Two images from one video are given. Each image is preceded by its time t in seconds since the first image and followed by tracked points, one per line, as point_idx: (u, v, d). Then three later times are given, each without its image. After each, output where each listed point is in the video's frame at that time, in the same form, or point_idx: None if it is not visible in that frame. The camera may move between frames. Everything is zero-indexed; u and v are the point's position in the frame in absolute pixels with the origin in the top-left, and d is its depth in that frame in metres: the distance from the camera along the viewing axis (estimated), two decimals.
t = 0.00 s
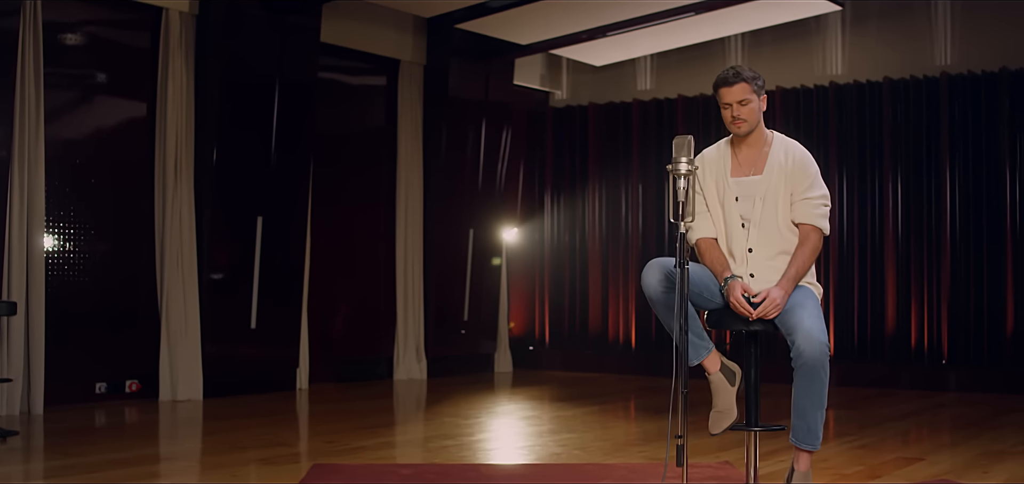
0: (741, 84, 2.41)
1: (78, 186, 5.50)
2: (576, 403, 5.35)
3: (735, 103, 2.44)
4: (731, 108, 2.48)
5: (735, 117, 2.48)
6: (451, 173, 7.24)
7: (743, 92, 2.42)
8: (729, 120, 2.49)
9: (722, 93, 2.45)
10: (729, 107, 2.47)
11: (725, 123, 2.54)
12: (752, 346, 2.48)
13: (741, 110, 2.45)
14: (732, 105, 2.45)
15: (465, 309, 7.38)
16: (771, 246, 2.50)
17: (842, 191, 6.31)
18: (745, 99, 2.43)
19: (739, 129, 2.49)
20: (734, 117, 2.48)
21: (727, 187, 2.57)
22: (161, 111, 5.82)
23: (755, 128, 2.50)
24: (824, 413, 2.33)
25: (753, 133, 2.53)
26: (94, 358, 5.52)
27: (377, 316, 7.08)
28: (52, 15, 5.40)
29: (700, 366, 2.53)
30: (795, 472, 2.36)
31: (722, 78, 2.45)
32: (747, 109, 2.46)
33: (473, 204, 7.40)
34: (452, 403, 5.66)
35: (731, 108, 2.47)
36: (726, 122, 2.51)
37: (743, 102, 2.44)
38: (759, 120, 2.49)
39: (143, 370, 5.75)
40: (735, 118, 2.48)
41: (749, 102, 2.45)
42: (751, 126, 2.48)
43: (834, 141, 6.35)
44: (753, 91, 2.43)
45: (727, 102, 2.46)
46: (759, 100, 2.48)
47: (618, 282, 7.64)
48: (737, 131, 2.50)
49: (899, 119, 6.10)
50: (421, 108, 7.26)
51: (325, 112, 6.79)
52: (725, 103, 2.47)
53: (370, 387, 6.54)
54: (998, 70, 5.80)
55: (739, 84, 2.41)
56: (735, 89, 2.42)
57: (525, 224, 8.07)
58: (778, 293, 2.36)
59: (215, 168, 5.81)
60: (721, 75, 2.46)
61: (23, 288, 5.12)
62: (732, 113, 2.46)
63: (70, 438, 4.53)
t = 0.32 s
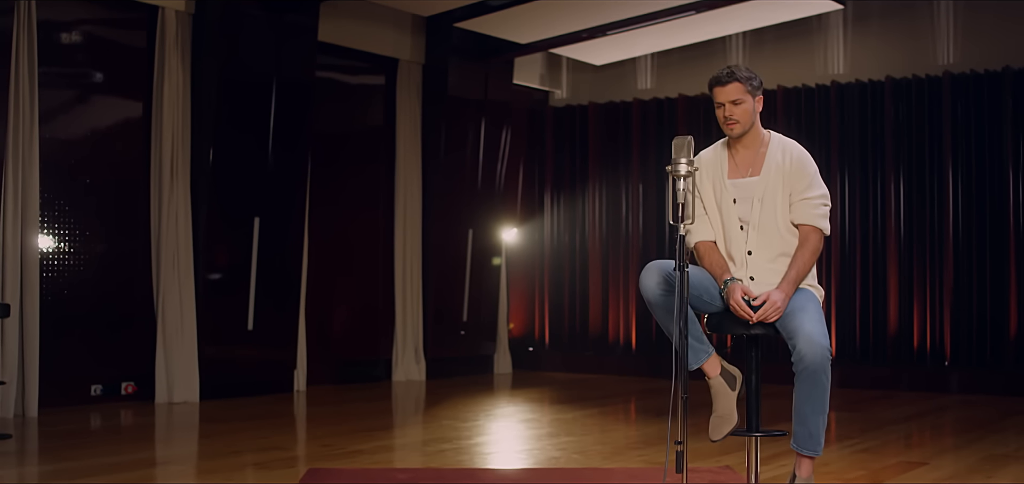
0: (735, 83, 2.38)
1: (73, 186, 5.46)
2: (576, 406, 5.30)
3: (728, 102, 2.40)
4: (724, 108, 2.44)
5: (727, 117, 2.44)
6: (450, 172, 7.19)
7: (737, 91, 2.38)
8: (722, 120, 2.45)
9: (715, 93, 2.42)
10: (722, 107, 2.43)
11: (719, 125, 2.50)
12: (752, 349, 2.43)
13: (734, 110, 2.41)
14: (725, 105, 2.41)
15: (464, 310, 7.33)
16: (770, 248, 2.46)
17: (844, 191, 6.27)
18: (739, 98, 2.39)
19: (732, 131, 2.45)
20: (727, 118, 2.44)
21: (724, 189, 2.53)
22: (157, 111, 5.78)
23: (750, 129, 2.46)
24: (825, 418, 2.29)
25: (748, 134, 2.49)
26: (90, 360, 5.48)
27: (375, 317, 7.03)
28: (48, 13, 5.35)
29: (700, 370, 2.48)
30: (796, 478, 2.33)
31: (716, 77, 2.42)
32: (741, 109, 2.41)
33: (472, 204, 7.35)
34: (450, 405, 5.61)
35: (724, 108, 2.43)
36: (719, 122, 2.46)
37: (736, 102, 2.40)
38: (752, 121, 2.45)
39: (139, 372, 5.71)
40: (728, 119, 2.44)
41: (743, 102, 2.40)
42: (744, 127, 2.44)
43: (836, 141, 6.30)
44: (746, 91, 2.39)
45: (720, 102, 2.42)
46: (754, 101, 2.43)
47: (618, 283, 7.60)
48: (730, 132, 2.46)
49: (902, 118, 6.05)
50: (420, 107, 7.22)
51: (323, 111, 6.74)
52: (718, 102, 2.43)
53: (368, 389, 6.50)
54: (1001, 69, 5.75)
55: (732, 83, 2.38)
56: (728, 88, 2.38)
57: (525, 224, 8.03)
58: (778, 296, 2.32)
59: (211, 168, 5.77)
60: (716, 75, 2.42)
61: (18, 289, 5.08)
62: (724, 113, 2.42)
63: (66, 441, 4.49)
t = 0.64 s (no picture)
0: (734, 85, 2.33)
1: (67, 188, 5.41)
2: (574, 410, 5.25)
3: (727, 103, 2.36)
4: (722, 109, 2.39)
5: (725, 119, 2.39)
6: (448, 174, 7.14)
7: (735, 93, 2.34)
8: (719, 122, 2.41)
9: (713, 94, 2.37)
10: (719, 108, 2.38)
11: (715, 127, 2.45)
12: (752, 356, 2.39)
13: (732, 111, 2.37)
14: (724, 106, 2.37)
15: (462, 312, 7.28)
16: (769, 253, 2.41)
17: (845, 193, 6.22)
18: (738, 100, 2.34)
19: (729, 133, 2.41)
20: (725, 120, 2.39)
21: (719, 193, 2.48)
22: (152, 112, 5.73)
23: (747, 132, 2.41)
24: (827, 426, 2.24)
25: (744, 136, 2.44)
26: (84, 363, 5.43)
27: (372, 319, 6.99)
28: (42, 13, 5.30)
29: (699, 378, 2.43)
30: None
31: (714, 78, 2.37)
32: (739, 111, 2.37)
33: (470, 205, 7.30)
34: (447, 409, 5.55)
35: (722, 109, 2.38)
36: (716, 123, 2.42)
37: (735, 104, 2.36)
38: (750, 124, 2.41)
39: (133, 376, 5.66)
40: (726, 120, 2.40)
41: (741, 104, 2.36)
42: (742, 130, 2.40)
43: (836, 142, 6.26)
44: (746, 93, 2.35)
45: (717, 104, 2.38)
46: (751, 103, 2.39)
47: (617, 286, 7.55)
48: (728, 134, 2.42)
49: (903, 119, 6.01)
50: (417, 109, 7.20)
51: (320, 112, 6.69)
52: (716, 103, 2.38)
53: (364, 392, 6.44)
54: (1003, 69, 5.71)
55: (731, 85, 2.34)
56: (726, 89, 2.34)
57: (523, 226, 7.99)
58: (779, 302, 2.27)
59: (206, 169, 5.72)
60: (714, 76, 2.38)
61: (10, 292, 5.03)
62: (723, 114, 2.38)
63: (59, 446, 4.44)
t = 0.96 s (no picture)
0: (730, 84, 2.31)
1: (57, 190, 5.35)
2: (569, 413, 5.21)
3: (724, 102, 2.32)
4: (719, 109, 2.36)
5: (723, 119, 2.35)
6: (442, 175, 7.09)
7: (731, 91, 2.31)
8: (717, 122, 2.37)
9: (709, 94, 2.34)
10: (717, 108, 2.35)
11: (712, 128, 2.41)
12: (750, 362, 2.37)
13: (730, 111, 2.33)
14: (720, 105, 2.33)
15: (457, 314, 7.23)
16: (767, 256, 2.37)
17: (841, 195, 6.19)
18: (734, 99, 2.31)
19: (727, 133, 2.36)
20: (722, 119, 2.35)
21: (716, 195, 2.43)
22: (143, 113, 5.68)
23: (745, 132, 2.37)
24: (829, 432, 2.19)
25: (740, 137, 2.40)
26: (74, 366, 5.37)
27: (366, 322, 6.94)
28: (32, 14, 5.24)
29: (696, 386, 2.40)
30: None
31: (710, 79, 2.35)
32: (736, 110, 2.34)
33: (465, 207, 7.25)
34: (441, 413, 5.51)
35: (719, 109, 2.34)
36: (713, 124, 2.38)
37: (732, 103, 2.32)
38: (748, 124, 2.37)
39: (124, 380, 5.61)
40: (724, 120, 2.35)
41: (738, 103, 2.33)
42: (740, 130, 2.35)
43: (833, 144, 6.23)
44: (742, 92, 2.32)
45: (714, 103, 2.34)
46: (748, 104, 2.36)
47: (613, 288, 7.51)
48: (725, 135, 2.37)
49: (901, 120, 5.97)
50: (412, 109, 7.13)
51: (313, 113, 6.64)
52: (713, 103, 2.34)
53: (358, 396, 6.40)
54: (1001, 70, 5.67)
55: (728, 84, 2.31)
56: (723, 89, 2.31)
57: (518, 228, 7.94)
58: (778, 307, 2.23)
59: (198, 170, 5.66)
60: (710, 77, 2.36)
61: None
62: (721, 114, 2.34)
63: (49, 451, 4.39)
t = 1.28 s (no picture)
0: (724, 80, 2.28)
1: (44, 189, 5.28)
2: (562, 416, 5.16)
3: (719, 98, 2.29)
4: (714, 106, 2.32)
5: (717, 116, 2.32)
6: (434, 175, 7.04)
7: (727, 87, 2.28)
8: (711, 120, 2.33)
9: (705, 90, 2.32)
10: (711, 104, 2.31)
11: (707, 127, 2.37)
12: (745, 366, 2.32)
13: (724, 107, 2.29)
14: (714, 101, 2.30)
15: (448, 314, 7.18)
16: (764, 258, 2.33)
17: (836, 195, 6.16)
18: (730, 94, 2.28)
19: (722, 130, 2.33)
20: (716, 116, 2.32)
21: (713, 196, 2.39)
22: (131, 111, 5.60)
23: (740, 130, 2.33)
24: (820, 436, 2.15)
25: (735, 136, 2.36)
26: (60, 368, 5.31)
27: (357, 323, 6.88)
28: (18, 12, 5.17)
29: (691, 389, 2.35)
30: None
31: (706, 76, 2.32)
32: (731, 107, 2.30)
33: (457, 207, 7.20)
34: (432, 415, 5.45)
35: (713, 105, 2.31)
36: (707, 121, 2.34)
37: (727, 99, 2.29)
38: (742, 122, 2.33)
39: (111, 381, 5.54)
40: (718, 117, 2.32)
41: (733, 100, 2.29)
42: (734, 128, 2.32)
43: (827, 144, 6.20)
44: (738, 89, 2.29)
45: (709, 99, 2.31)
46: (743, 103, 2.33)
47: (606, 288, 7.47)
48: (719, 132, 2.34)
49: (896, 119, 5.94)
50: (403, 109, 7.08)
51: (303, 112, 6.58)
52: (708, 99, 2.31)
53: (348, 398, 6.34)
54: (997, 70, 5.64)
55: (723, 80, 2.28)
56: (718, 85, 2.28)
57: (510, 228, 7.89)
58: (773, 309, 2.18)
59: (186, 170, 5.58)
60: (705, 74, 2.33)
61: None
62: (715, 110, 2.30)
63: (34, 455, 4.31)
